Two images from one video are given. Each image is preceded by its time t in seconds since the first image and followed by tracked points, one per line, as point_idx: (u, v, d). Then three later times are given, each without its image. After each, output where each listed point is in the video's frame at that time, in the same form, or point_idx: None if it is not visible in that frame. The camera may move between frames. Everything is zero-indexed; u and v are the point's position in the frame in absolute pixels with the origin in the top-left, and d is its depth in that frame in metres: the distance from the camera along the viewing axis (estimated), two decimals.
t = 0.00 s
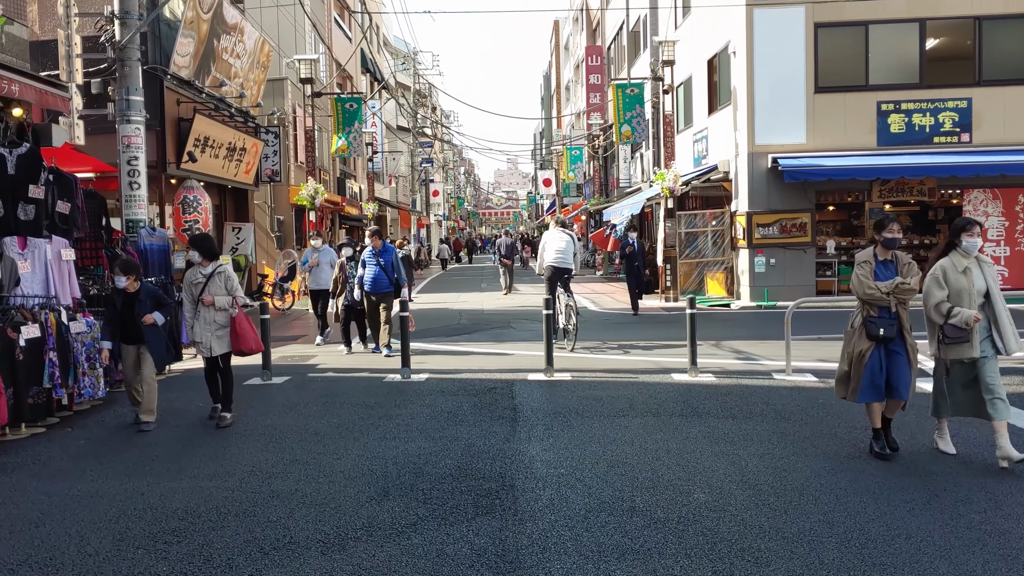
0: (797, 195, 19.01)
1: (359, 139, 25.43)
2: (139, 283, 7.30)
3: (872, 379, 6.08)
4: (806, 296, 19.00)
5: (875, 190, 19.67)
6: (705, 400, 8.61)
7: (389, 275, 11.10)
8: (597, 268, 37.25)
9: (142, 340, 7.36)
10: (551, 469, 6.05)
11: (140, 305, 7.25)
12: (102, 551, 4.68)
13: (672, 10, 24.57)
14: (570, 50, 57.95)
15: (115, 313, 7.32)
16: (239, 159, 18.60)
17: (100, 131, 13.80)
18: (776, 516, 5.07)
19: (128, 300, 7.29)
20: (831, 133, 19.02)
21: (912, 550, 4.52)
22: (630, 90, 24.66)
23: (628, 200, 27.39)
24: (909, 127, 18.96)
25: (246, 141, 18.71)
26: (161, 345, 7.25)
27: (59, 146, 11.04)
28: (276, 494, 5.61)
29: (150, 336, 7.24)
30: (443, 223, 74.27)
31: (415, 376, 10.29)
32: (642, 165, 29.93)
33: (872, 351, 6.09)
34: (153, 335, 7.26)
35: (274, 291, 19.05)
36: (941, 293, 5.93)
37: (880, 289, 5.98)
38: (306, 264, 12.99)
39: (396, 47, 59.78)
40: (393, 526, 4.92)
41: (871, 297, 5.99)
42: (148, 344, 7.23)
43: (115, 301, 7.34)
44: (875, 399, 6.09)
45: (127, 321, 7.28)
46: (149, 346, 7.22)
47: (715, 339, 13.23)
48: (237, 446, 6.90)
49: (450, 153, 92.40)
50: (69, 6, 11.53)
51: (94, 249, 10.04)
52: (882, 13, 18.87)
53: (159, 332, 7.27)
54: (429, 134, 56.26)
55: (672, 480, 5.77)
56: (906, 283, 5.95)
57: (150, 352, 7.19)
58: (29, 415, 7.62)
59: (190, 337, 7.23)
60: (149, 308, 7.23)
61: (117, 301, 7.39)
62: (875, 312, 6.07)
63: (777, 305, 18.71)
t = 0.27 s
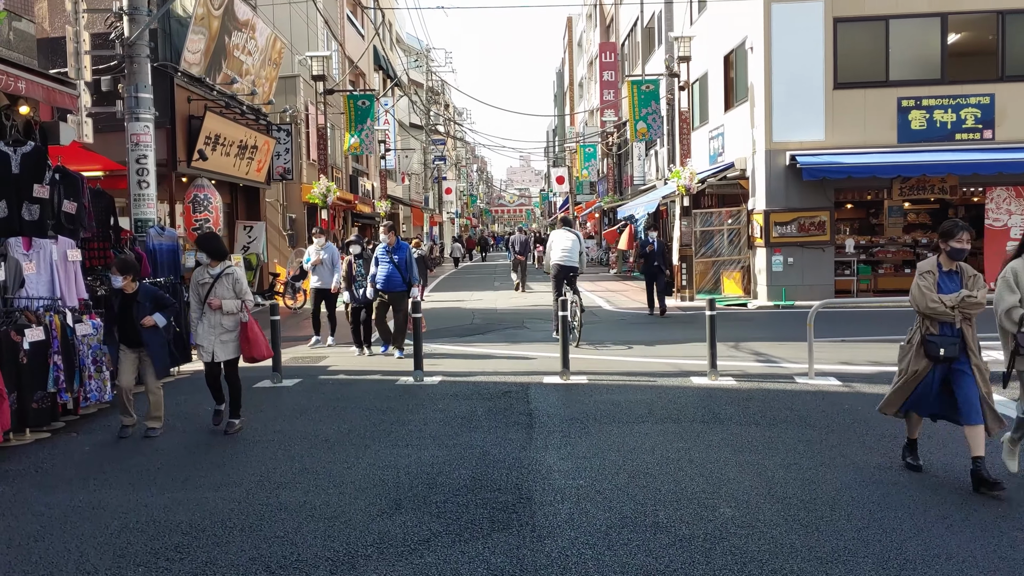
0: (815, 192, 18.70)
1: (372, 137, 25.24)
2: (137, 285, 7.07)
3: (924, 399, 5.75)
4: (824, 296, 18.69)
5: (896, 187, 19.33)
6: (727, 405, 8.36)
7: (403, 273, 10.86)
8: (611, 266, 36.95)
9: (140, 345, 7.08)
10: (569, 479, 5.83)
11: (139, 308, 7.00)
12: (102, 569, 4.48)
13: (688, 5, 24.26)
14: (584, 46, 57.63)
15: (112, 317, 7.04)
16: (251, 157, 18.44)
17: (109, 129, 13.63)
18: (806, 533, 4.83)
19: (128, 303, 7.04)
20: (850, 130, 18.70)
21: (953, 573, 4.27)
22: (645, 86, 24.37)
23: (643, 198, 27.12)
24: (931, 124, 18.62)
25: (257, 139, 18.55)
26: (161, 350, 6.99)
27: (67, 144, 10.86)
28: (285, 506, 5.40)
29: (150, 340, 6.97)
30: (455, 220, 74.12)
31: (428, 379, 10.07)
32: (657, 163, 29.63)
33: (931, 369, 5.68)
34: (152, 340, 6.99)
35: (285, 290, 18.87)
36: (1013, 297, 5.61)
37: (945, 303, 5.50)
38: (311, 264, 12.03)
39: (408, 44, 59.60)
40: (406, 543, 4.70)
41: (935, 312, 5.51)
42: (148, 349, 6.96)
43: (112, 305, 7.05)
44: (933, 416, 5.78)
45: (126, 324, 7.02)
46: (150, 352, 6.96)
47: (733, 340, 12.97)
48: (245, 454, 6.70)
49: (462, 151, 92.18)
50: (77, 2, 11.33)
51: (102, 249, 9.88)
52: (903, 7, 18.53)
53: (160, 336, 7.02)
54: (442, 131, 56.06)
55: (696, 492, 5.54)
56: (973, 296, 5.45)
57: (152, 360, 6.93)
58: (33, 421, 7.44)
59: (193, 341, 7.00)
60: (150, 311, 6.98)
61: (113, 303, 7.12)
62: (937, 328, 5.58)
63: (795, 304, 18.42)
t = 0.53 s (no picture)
0: (830, 190, 18.42)
1: (381, 134, 25.05)
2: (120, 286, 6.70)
3: (1002, 413, 5.13)
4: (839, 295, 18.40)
5: (912, 185, 19.02)
6: (743, 408, 8.12)
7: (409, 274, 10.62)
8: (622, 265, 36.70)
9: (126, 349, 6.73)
10: (582, 487, 5.61)
11: (124, 311, 6.66)
12: None
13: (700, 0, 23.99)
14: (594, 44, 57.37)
15: (95, 321, 6.69)
16: (258, 154, 18.27)
17: (115, 126, 13.47)
18: (832, 546, 4.60)
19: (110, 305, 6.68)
20: (866, 127, 18.41)
21: None
22: (657, 83, 24.10)
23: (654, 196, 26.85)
24: (948, 120, 18.31)
25: (265, 136, 18.38)
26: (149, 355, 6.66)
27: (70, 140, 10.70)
28: (286, 515, 5.20)
29: (135, 346, 6.63)
30: (465, 218, 73.91)
31: (437, 380, 9.86)
32: (668, 160, 29.36)
33: (1000, 375, 5.20)
34: (139, 345, 6.65)
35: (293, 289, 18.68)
36: None
37: (1014, 299, 5.09)
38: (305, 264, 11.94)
39: (419, 41, 59.44)
40: (411, 556, 4.49)
41: (1004, 309, 5.09)
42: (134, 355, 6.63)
43: (95, 308, 6.70)
44: (1022, 436, 5.09)
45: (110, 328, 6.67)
46: (135, 358, 6.62)
47: (747, 340, 12.71)
48: (248, 459, 6.50)
49: (473, 149, 92.00)
50: None
51: (105, 248, 9.76)
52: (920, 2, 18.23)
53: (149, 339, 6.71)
54: (452, 129, 55.89)
55: (714, 501, 5.31)
56: None
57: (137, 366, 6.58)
58: (32, 423, 7.26)
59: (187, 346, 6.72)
60: (135, 314, 6.66)
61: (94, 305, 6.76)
62: (1004, 327, 5.21)
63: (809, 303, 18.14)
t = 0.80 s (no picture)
0: (842, 189, 18.15)
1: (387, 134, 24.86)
2: (98, 285, 6.32)
3: None
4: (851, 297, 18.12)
5: (926, 184, 18.73)
6: (757, 413, 7.87)
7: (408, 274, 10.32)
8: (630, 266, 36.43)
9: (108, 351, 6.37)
10: (590, 497, 5.37)
11: (102, 312, 6.27)
12: None
13: None
14: (602, 44, 57.16)
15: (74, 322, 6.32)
16: (263, 154, 18.10)
17: (117, 124, 13.30)
18: (854, 561, 4.35)
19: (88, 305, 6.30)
20: (879, 125, 18.14)
21: None
22: (666, 81, 23.86)
23: (663, 196, 26.60)
24: (963, 119, 18.01)
25: (270, 136, 18.20)
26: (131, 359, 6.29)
27: (69, 138, 10.51)
28: (282, 526, 4.97)
29: (116, 347, 6.26)
30: (473, 219, 73.71)
31: (442, 383, 9.63)
32: (677, 160, 29.10)
33: None
34: (120, 348, 6.27)
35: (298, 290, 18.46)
36: None
37: None
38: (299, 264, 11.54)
39: (426, 42, 59.28)
40: (410, 571, 4.26)
41: None
42: (115, 358, 6.27)
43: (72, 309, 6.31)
44: None
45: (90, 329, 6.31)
46: (116, 361, 6.25)
47: (759, 342, 12.46)
48: (245, 466, 6.28)
49: (480, 150, 91.80)
50: None
51: (104, 248, 9.59)
52: None
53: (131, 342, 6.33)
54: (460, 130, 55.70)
55: (729, 512, 5.07)
56: None
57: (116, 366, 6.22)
58: (25, 428, 7.06)
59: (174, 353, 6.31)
60: (114, 315, 6.24)
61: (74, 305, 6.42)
62: None
63: (820, 304, 17.86)
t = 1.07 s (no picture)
0: (852, 191, 17.89)
1: (392, 136, 24.67)
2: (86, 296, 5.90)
3: None
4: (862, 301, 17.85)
5: (937, 186, 18.46)
6: (770, 424, 7.63)
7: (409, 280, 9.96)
8: (636, 269, 36.19)
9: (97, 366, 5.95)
10: (600, 515, 5.15)
11: (90, 324, 5.85)
12: None
13: None
14: (608, 46, 56.95)
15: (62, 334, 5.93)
16: (266, 156, 17.91)
17: (117, 127, 13.12)
18: None
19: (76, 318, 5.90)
20: (889, 127, 17.88)
21: None
22: (674, 83, 23.61)
23: (669, 199, 26.37)
24: (975, 120, 17.74)
25: (273, 138, 18.02)
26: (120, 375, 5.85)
27: (67, 141, 10.30)
28: (277, 547, 4.76)
29: (105, 362, 5.82)
30: (479, 221, 73.50)
31: (446, 392, 9.41)
32: (684, 162, 28.84)
33: None
34: (109, 363, 5.83)
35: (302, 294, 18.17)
36: None
37: None
38: (289, 269, 11.13)
39: (431, 44, 59.12)
40: None
41: None
42: (103, 374, 5.82)
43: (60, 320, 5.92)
44: None
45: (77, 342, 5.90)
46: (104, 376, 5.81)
47: (770, 348, 12.20)
48: (241, 480, 6.07)
49: (485, 152, 91.64)
50: None
51: (100, 253, 9.41)
52: None
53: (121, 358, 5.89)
54: (465, 132, 55.54)
55: (744, 533, 4.84)
56: None
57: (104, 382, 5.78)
58: (16, 439, 6.86)
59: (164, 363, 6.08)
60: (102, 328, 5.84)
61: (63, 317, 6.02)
62: None
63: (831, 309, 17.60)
